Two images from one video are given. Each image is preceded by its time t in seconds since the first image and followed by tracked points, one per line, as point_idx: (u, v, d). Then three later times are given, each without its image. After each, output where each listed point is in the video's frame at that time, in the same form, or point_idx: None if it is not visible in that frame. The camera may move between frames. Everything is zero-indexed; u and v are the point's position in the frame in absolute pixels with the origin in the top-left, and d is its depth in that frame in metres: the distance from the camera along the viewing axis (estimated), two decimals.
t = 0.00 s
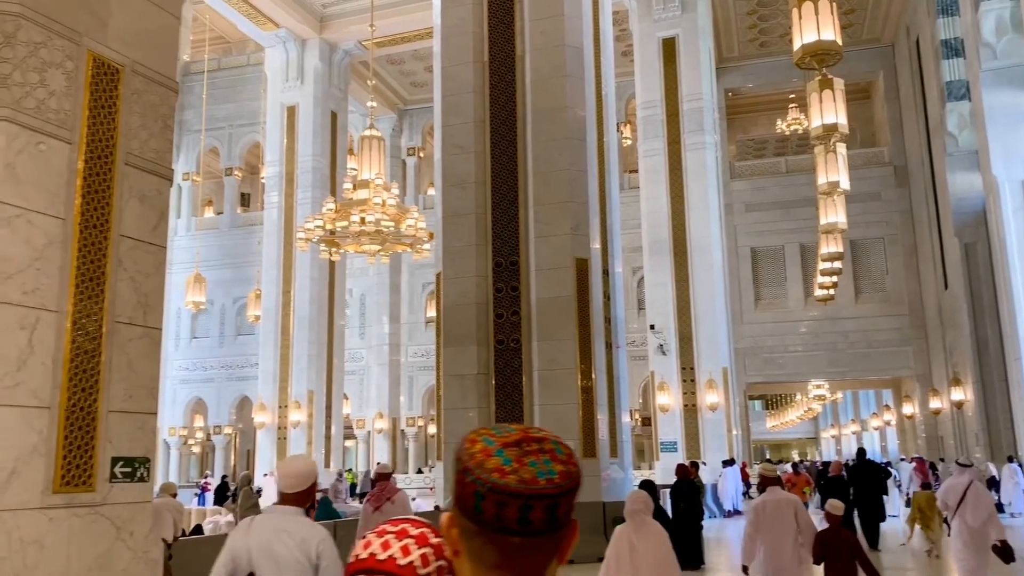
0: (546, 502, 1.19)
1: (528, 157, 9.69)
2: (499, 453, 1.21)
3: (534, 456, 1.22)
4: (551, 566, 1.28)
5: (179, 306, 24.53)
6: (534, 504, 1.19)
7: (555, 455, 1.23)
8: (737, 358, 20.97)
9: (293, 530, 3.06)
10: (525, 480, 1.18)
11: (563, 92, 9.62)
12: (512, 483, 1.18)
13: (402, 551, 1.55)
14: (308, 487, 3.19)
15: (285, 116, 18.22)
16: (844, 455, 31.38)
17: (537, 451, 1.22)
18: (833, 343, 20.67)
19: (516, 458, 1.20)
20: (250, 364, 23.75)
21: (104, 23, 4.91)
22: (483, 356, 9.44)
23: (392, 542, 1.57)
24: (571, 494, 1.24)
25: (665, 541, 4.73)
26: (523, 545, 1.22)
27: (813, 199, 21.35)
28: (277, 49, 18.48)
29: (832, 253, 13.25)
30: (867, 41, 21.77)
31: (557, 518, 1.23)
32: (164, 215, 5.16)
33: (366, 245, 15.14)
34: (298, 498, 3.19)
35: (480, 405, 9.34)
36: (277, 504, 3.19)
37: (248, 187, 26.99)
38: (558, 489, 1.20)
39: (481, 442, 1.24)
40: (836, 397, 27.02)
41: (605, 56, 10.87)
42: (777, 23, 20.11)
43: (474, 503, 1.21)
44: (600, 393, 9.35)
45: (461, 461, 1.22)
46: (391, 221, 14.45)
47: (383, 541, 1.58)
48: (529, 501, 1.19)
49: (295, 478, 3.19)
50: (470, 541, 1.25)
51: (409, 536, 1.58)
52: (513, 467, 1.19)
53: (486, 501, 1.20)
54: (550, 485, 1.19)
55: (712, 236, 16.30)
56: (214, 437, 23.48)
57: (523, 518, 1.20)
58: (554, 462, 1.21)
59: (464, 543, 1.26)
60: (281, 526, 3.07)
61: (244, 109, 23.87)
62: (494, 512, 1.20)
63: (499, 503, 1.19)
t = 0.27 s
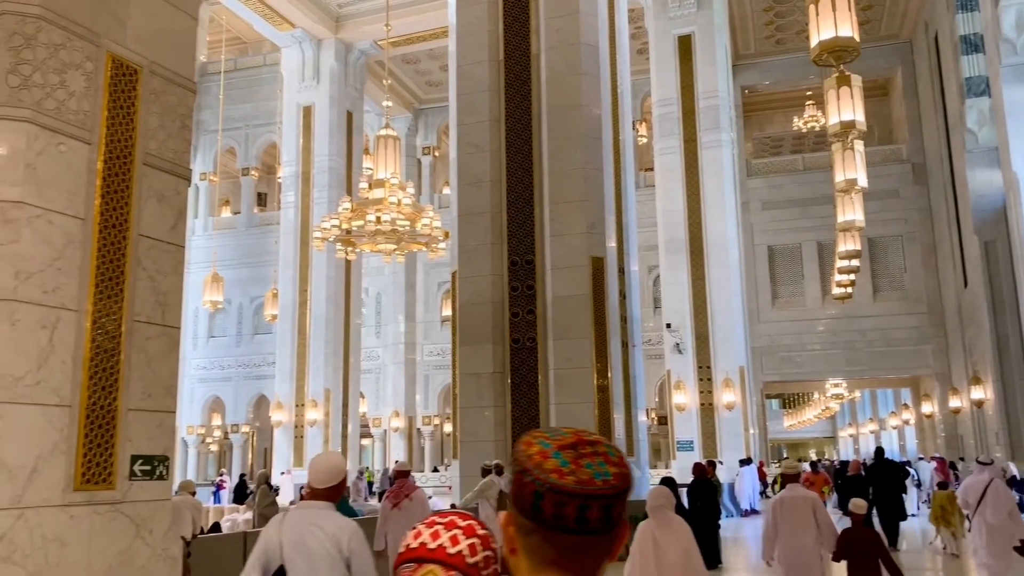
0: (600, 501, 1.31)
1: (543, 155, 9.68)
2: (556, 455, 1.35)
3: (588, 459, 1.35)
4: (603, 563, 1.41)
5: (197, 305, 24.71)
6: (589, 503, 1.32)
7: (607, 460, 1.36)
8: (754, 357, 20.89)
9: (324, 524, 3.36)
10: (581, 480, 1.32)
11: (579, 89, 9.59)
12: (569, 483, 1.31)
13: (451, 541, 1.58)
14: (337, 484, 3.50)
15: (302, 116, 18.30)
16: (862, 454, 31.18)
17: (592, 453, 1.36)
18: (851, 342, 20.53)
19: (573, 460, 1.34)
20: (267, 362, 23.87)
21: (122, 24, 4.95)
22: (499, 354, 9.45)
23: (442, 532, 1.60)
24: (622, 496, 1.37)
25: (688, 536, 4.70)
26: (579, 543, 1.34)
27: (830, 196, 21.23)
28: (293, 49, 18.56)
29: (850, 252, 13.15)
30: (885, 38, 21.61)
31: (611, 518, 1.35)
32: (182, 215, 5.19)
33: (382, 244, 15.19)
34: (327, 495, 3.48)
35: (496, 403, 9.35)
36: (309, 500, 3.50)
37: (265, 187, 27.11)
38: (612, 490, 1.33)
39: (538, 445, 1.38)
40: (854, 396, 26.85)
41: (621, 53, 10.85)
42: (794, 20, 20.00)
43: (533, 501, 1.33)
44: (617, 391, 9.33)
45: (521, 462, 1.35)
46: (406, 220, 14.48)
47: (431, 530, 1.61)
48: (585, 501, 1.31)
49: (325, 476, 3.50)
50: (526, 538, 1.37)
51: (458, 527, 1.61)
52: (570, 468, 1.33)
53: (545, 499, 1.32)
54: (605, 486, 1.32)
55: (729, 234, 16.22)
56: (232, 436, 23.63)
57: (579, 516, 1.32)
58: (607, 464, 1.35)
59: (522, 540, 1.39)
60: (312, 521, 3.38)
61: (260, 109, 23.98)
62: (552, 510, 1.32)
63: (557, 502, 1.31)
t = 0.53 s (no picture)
0: (661, 505, 1.34)
1: (558, 153, 9.67)
2: (616, 460, 1.37)
3: (646, 464, 1.38)
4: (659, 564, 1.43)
5: (214, 304, 24.87)
6: (651, 506, 1.34)
7: (664, 465, 1.39)
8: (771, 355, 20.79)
9: (353, 523, 3.57)
10: (643, 484, 1.34)
11: (594, 87, 9.57)
12: (631, 487, 1.33)
13: (494, 540, 1.57)
14: (365, 484, 3.68)
15: (318, 116, 18.37)
16: (880, 453, 30.95)
17: (650, 458, 1.38)
18: (869, 340, 20.38)
19: (632, 464, 1.37)
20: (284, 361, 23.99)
21: (140, 25, 4.98)
22: (515, 353, 9.45)
23: (485, 531, 1.59)
24: (678, 499, 1.40)
25: (710, 531, 4.37)
26: (640, 544, 1.37)
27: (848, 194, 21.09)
28: (308, 49, 18.64)
29: (868, 249, 13.05)
30: (903, 33, 21.43)
31: (669, 519, 1.37)
32: (200, 214, 5.22)
33: (397, 242, 15.23)
34: (356, 494, 3.68)
35: (512, 401, 9.36)
36: (339, 498, 3.70)
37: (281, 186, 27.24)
38: (670, 492, 1.36)
39: (596, 449, 1.41)
40: (873, 394, 26.65)
41: (637, 51, 10.83)
42: (811, 16, 19.88)
43: (595, 504, 1.35)
44: (633, 390, 9.29)
45: (582, 466, 1.37)
46: (422, 219, 14.50)
47: (473, 528, 1.60)
48: (646, 504, 1.34)
49: (353, 476, 3.68)
50: (587, 538, 1.39)
51: (500, 526, 1.61)
52: (630, 473, 1.35)
53: (606, 502, 1.34)
54: (664, 489, 1.35)
55: (746, 231, 16.14)
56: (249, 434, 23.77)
57: (641, 518, 1.34)
58: (664, 468, 1.38)
59: (582, 540, 1.41)
60: (341, 520, 3.59)
61: (276, 109, 24.08)
62: (615, 513, 1.34)
63: (620, 505, 1.33)
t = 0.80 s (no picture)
0: (709, 498, 1.37)
1: (570, 151, 9.66)
2: (664, 457, 1.41)
3: (692, 462, 1.42)
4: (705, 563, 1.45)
5: (228, 304, 25.00)
6: (699, 501, 1.37)
7: (708, 461, 1.44)
8: (784, 353, 20.70)
9: (373, 524, 3.59)
10: (690, 479, 1.38)
11: (606, 85, 9.55)
12: (679, 482, 1.37)
13: (521, 541, 1.63)
14: (384, 485, 3.70)
15: (330, 115, 18.42)
16: (895, 452, 30.78)
17: (694, 456, 1.42)
18: (883, 338, 20.27)
19: (678, 461, 1.41)
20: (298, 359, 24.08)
21: (153, 25, 5.01)
22: (527, 351, 9.45)
23: (513, 532, 1.64)
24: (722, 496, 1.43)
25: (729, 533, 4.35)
26: (689, 539, 1.39)
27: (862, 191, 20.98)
28: (321, 49, 18.69)
29: (881, 246, 12.96)
30: (917, 29, 21.29)
31: (715, 514, 1.40)
32: (214, 214, 5.25)
33: (409, 241, 15.26)
34: (375, 494, 3.70)
35: (524, 400, 9.36)
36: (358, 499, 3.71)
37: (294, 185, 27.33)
38: (716, 487, 1.40)
39: (641, 448, 1.45)
40: (887, 392, 26.50)
41: (649, 48, 10.81)
42: (823, 13, 19.79)
43: (645, 499, 1.38)
44: (645, 388, 9.27)
45: (630, 462, 1.41)
46: (433, 218, 14.53)
47: (502, 530, 1.65)
48: (694, 499, 1.37)
49: (373, 476, 3.71)
50: (636, 532, 1.41)
51: (528, 527, 1.66)
52: (677, 469, 1.39)
53: (656, 497, 1.37)
54: (710, 484, 1.39)
55: (759, 228, 16.08)
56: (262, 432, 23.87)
57: (690, 512, 1.37)
58: (709, 465, 1.42)
59: (630, 535, 1.42)
60: (362, 519, 3.61)
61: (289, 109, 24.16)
62: (664, 506, 1.37)
63: (670, 500, 1.37)
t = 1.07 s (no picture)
0: (768, 484, 1.44)
1: (586, 149, 9.64)
2: (724, 444, 1.47)
3: (752, 447, 1.48)
4: (761, 542, 1.54)
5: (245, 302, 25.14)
6: (758, 486, 1.44)
7: (767, 447, 1.49)
8: (802, 350, 20.59)
9: (399, 517, 3.62)
10: (750, 466, 1.44)
11: (621, 81, 9.52)
12: (740, 468, 1.44)
13: (548, 536, 1.82)
14: (409, 478, 3.75)
15: (345, 114, 18.46)
16: (914, 449, 30.54)
17: (754, 442, 1.48)
18: (902, 335, 20.11)
19: (739, 447, 1.47)
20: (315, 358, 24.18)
21: (171, 26, 5.04)
22: (542, 349, 9.45)
23: (540, 528, 1.83)
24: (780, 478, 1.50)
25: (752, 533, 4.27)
26: (748, 521, 1.47)
27: (880, 186, 20.83)
28: (336, 48, 18.74)
29: (900, 243, 12.85)
30: (936, 23, 21.08)
31: (775, 496, 1.47)
32: (232, 213, 5.27)
33: (425, 239, 15.29)
34: (400, 488, 3.75)
35: (540, 398, 9.35)
36: (383, 496, 3.76)
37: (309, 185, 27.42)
38: (775, 473, 1.46)
39: (701, 435, 1.51)
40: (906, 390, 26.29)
41: (664, 44, 10.76)
42: (840, 7, 19.63)
43: (707, 485, 1.46)
44: (662, 386, 9.24)
45: (692, 449, 1.48)
46: (449, 216, 14.54)
47: (530, 526, 1.84)
48: (754, 484, 1.44)
49: (398, 471, 3.75)
50: (696, 516, 1.50)
51: (554, 523, 1.84)
52: (738, 455, 1.45)
53: (717, 482, 1.45)
54: (769, 470, 1.45)
55: (776, 225, 15.97)
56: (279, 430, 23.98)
57: (752, 496, 1.45)
58: (768, 450, 1.48)
59: (691, 518, 1.51)
60: (388, 512, 3.64)
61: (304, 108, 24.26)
62: (726, 492, 1.45)
63: (732, 485, 1.44)
